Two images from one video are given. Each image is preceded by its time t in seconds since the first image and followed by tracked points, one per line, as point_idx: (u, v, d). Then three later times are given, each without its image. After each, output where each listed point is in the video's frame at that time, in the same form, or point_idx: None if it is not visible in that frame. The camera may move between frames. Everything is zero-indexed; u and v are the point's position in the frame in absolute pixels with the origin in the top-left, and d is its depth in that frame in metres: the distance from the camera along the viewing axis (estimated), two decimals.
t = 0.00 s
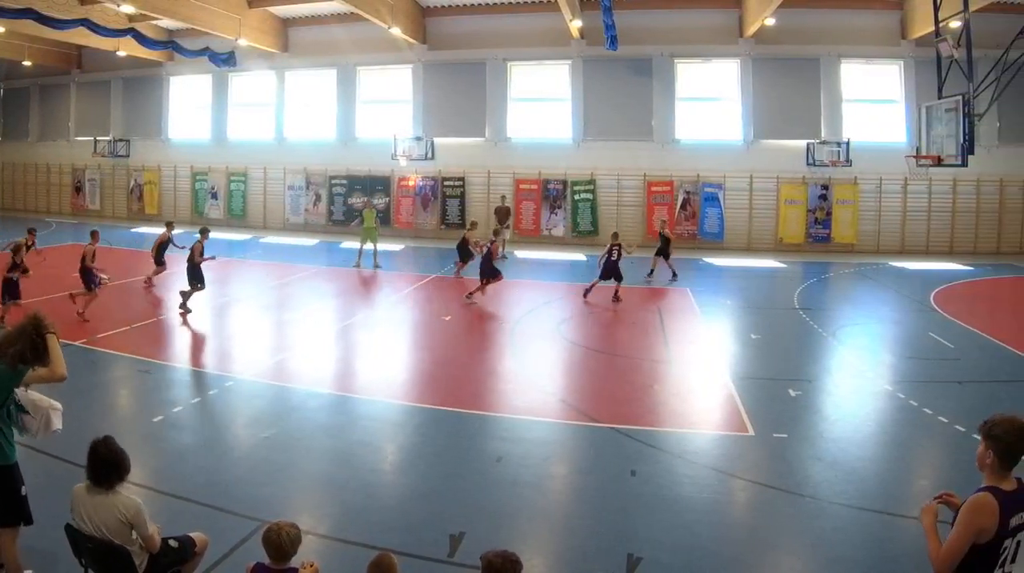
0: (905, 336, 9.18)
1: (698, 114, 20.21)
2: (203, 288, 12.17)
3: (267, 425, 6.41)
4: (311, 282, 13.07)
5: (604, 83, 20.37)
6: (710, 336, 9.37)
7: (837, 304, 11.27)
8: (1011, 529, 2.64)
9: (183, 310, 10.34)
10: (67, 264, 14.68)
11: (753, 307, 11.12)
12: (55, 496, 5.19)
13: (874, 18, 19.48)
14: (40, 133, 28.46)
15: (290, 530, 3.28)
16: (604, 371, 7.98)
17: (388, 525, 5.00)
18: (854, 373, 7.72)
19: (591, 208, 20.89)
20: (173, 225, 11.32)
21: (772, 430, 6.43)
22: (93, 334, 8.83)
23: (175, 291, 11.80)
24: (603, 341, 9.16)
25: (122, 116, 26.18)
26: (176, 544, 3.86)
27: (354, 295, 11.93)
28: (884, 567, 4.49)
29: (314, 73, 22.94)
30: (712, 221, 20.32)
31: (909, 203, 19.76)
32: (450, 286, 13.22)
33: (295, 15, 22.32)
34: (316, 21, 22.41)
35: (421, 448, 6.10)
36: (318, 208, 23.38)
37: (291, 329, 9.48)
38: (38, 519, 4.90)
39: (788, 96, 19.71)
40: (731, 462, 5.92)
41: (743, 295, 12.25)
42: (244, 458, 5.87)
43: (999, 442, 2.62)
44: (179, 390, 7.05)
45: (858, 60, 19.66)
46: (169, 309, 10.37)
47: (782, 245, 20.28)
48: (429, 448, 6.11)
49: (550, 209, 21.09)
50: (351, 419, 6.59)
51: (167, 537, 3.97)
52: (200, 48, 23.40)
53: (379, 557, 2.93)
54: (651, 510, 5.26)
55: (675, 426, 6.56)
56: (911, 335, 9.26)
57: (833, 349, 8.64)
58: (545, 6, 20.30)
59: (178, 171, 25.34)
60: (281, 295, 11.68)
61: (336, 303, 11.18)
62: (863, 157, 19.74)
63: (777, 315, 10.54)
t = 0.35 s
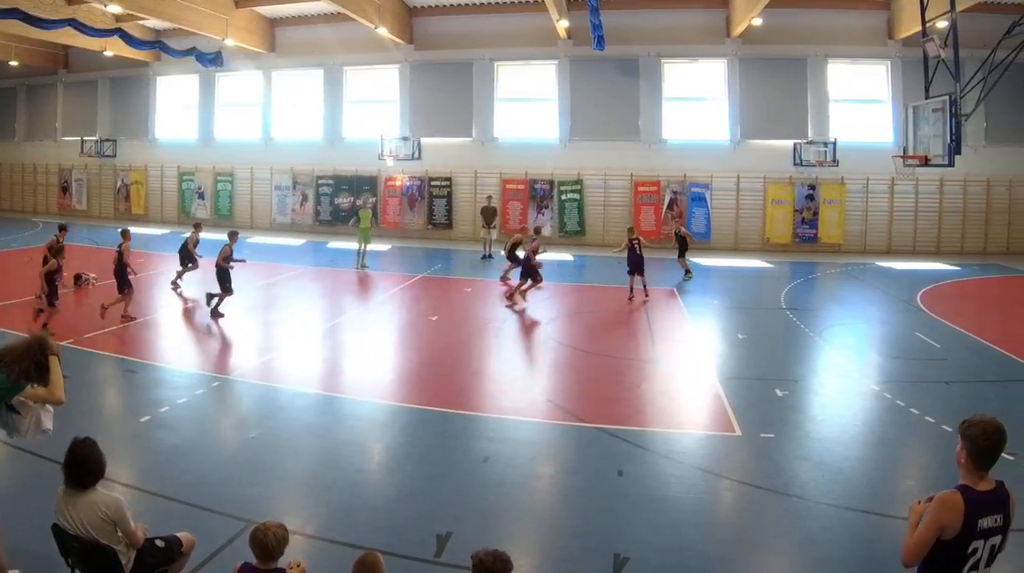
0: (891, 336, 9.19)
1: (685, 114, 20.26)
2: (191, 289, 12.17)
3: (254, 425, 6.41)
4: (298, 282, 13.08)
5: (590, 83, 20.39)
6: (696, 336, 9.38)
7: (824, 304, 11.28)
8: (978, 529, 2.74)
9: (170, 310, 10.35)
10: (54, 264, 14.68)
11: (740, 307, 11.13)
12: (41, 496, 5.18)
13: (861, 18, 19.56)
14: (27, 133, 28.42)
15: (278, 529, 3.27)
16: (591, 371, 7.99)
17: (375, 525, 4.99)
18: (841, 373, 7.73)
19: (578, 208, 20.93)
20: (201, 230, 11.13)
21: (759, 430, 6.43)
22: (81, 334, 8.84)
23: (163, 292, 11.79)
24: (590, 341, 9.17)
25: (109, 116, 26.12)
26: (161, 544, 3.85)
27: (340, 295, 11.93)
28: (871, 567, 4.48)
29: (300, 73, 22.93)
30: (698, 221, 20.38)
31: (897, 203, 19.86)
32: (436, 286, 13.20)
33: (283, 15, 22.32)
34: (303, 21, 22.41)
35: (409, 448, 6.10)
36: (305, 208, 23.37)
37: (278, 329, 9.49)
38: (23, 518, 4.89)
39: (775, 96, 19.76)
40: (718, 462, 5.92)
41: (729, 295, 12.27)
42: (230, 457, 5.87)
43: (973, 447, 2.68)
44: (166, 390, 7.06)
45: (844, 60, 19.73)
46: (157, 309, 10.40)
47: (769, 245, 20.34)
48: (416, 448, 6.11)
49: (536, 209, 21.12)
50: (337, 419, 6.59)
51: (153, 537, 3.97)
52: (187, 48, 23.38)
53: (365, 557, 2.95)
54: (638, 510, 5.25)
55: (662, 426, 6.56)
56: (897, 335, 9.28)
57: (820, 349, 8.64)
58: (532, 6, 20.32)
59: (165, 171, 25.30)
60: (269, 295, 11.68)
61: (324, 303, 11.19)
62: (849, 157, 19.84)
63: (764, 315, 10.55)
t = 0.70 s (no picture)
0: (877, 336, 9.22)
1: (672, 114, 20.31)
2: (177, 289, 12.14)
3: (242, 425, 6.41)
4: (285, 282, 13.09)
5: (578, 83, 20.41)
6: (683, 336, 9.39)
7: (809, 304, 11.32)
8: (970, 522, 2.84)
9: (156, 311, 10.35)
10: (41, 263, 14.67)
11: (728, 307, 11.15)
12: (26, 496, 5.16)
13: (849, 18, 19.60)
14: (15, 133, 28.37)
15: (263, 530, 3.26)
16: (578, 371, 8.00)
17: (362, 525, 4.99)
18: (828, 373, 7.74)
19: (565, 208, 20.98)
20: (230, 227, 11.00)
21: (746, 430, 6.43)
22: (68, 334, 8.83)
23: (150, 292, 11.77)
24: (577, 341, 9.18)
25: (96, 116, 26.09)
26: (148, 544, 3.86)
27: (328, 295, 11.95)
28: (857, 567, 4.48)
29: (287, 73, 22.94)
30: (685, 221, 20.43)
31: (885, 203, 19.93)
32: (423, 285, 13.21)
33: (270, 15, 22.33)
34: (290, 21, 22.40)
35: (395, 448, 6.10)
36: (292, 208, 23.39)
37: (267, 329, 9.49)
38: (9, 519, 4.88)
39: (762, 96, 19.80)
40: (705, 462, 5.92)
41: (715, 295, 12.30)
42: (217, 458, 5.86)
43: (972, 438, 2.79)
44: (153, 390, 7.06)
45: (832, 60, 19.74)
46: (144, 309, 10.41)
47: (757, 245, 20.41)
48: (403, 448, 6.11)
49: (523, 209, 21.20)
50: (325, 418, 6.60)
51: (141, 537, 3.97)
52: (174, 48, 23.36)
53: (350, 557, 2.94)
54: (626, 510, 5.25)
55: (649, 426, 6.57)
56: (883, 335, 9.30)
57: (807, 349, 8.65)
58: (519, 6, 20.34)
59: (153, 171, 25.29)
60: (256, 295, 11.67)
61: (312, 303, 11.20)
62: (837, 157, 19.90)
63: (750, 315, 10.57)
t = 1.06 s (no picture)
0: (865, 336, 9.26)
1: (659, 114, 20.34)
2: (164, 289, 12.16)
3: (229, 426, 6.41)
4: (272, 282, 13.10)
5: (565, 83, 20.43)
6: (671, 336, 9.41)
7: (795, 304, 11.35)
8: (979, 515, 2.85)
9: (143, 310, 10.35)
10: (28, 264, 14.65)
11: (715, 308, 11.18)
12: (11, 496, 5.14)
13: (835, 19, 19.66)
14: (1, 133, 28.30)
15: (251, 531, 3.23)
16: (566, 371, 8.01)
17: (349, 525, 4.98)
18: (814, 374, 7.76)
19: (552, 209, 21.01)
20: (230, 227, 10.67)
21: (732, 430, 6.44)
22: (54, 334, 8.83)
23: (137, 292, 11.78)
24: (565, 341, 9.20)
25: (83, 116, 26.06)
26: (135, 544, 3.86)
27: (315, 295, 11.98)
28: (843, 567, 4.47)
29: (274, 73, 22.93)
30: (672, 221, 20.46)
31: (871, 203, 20.01)
32: (410, 285, 13.23)
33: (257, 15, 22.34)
34: (277, 21, 22.39)
35: (382, 448, 6.10)
36: (279, 208, 23.37)
37: (255, 329, 9.51)
38: None
39: (748, 96, 19.85)
40: (691, 462, 5.91)
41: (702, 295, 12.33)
42: (204, 458, 5.85)
43: (985, 434, 2.79)
44: (140, 390, 7.06)
45: (818, 60, 19.82)
46: (131, 308, 10.42)
47: (743, 245, 20.47)
48: (389, 448, 6.11)
49: (510, 209, 21.22)
50: (312, 418, 6.60)
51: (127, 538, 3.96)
52: (160, 48, 23.35)
53: (335, 558, 2.93)
54: (613, 510, 5.24)
55: (636, 426, 6.57)
56: (871, 335, 9.33)
57: (794, 350, 8.67)
58: (505, 6, 20.34)
59: (140, 171, 25.25)
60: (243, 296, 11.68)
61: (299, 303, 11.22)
62: (823, 156, 19.97)
63: (737, 315, 10.60)
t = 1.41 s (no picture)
0: (852, 337, 9.33)
1: (647, 114, 20.37)
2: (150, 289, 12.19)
3: (216, 426, 6.42)
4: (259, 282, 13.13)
5: (551, 83, 20.44)
6: (658, 337, 9.45)
7: (779, 304, 11.44)
8: (972, 506, 2.88)
9: (130, 310, 10.38)
10: (15, 264, 14.66)
11: (703, 308, 11.24)
12: None
13: (822, 19, 19.70)
14: None
15: (240, 528, 3.19)
16: (553, 371, 8.05)
17: (335, 525, 4.95)
18: (801, 374, 7.80)
19: (539, 209, 21.01)
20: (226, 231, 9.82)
21: (719, 430, 6.45)
22: (42, 334, 8.85)
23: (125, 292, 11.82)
24: (553, 342, 9.24)
25: (70, 117, 26.03)
26: (121, 544, 3.83)
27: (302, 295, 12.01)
28: (831, 567, 4.45)
29: (261, 73, 22.92)
30: (659, 220, 20.48)
31: (858, 203, 20.06)
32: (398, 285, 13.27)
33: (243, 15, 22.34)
34: (263, 21, 22.36)
35: (370, 448, 6.10)
36: (265, 208, 23.38)
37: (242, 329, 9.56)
38: None
39: (735, 95, 19.88)
40: (678, 462, 5.91)
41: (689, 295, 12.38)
42: (190, 458, 5.85)
43: (978, 425, 2.83)
44: (127, 390, 7.08)
45: (806, 60, 19.86)
46: (118, 308, 10.46)
47: (730, 245, 20.50)
48: (376, 448, 6.11)
49: (497, 209, 21.22)
50: (299, 418, 6.61)
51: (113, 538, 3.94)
52: (147, 48, 23.33)
53: (318, 556, 2.85)
54: (600, 510, 5.21)
55: (623, 426, 6.58)
56: (858, 335, 9.40)
57: (782, 350, 8.72)
58: (492, 6, 20.33)
59: (127, 171, 25.23)
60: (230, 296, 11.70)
61: (287, 303, 11.25)
62: (809, 157, 20.03)
63: (723, 316, 10.65)
